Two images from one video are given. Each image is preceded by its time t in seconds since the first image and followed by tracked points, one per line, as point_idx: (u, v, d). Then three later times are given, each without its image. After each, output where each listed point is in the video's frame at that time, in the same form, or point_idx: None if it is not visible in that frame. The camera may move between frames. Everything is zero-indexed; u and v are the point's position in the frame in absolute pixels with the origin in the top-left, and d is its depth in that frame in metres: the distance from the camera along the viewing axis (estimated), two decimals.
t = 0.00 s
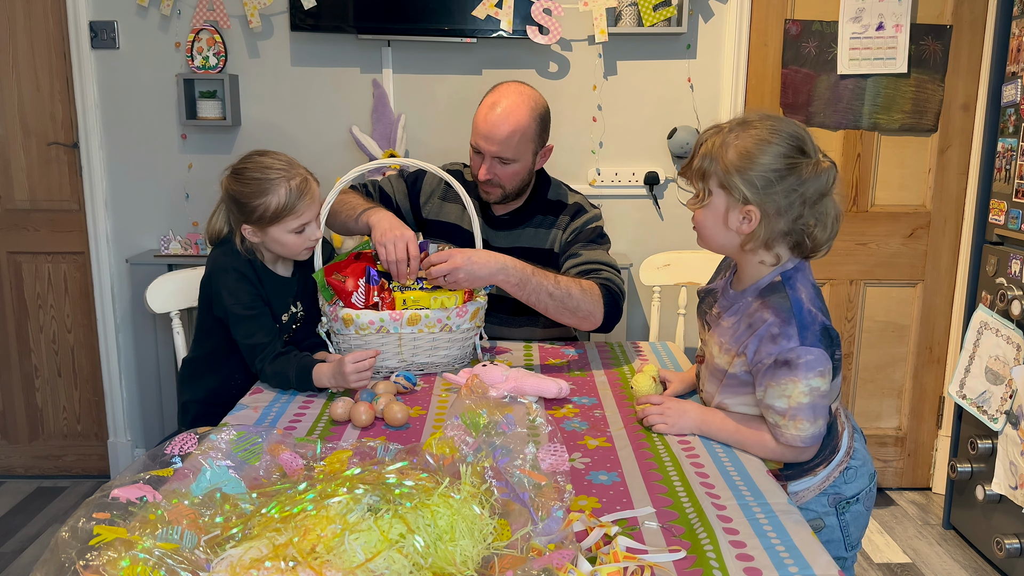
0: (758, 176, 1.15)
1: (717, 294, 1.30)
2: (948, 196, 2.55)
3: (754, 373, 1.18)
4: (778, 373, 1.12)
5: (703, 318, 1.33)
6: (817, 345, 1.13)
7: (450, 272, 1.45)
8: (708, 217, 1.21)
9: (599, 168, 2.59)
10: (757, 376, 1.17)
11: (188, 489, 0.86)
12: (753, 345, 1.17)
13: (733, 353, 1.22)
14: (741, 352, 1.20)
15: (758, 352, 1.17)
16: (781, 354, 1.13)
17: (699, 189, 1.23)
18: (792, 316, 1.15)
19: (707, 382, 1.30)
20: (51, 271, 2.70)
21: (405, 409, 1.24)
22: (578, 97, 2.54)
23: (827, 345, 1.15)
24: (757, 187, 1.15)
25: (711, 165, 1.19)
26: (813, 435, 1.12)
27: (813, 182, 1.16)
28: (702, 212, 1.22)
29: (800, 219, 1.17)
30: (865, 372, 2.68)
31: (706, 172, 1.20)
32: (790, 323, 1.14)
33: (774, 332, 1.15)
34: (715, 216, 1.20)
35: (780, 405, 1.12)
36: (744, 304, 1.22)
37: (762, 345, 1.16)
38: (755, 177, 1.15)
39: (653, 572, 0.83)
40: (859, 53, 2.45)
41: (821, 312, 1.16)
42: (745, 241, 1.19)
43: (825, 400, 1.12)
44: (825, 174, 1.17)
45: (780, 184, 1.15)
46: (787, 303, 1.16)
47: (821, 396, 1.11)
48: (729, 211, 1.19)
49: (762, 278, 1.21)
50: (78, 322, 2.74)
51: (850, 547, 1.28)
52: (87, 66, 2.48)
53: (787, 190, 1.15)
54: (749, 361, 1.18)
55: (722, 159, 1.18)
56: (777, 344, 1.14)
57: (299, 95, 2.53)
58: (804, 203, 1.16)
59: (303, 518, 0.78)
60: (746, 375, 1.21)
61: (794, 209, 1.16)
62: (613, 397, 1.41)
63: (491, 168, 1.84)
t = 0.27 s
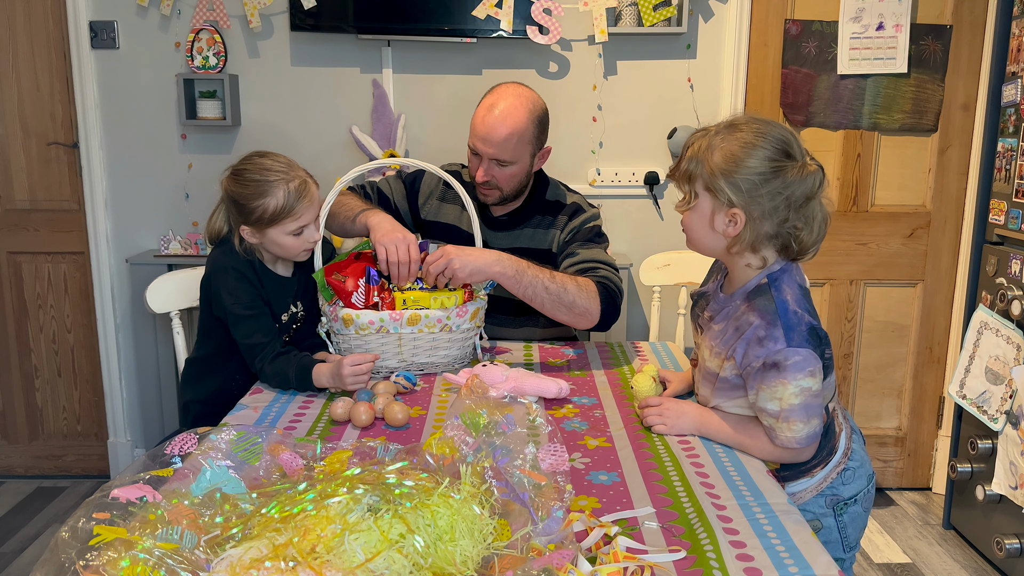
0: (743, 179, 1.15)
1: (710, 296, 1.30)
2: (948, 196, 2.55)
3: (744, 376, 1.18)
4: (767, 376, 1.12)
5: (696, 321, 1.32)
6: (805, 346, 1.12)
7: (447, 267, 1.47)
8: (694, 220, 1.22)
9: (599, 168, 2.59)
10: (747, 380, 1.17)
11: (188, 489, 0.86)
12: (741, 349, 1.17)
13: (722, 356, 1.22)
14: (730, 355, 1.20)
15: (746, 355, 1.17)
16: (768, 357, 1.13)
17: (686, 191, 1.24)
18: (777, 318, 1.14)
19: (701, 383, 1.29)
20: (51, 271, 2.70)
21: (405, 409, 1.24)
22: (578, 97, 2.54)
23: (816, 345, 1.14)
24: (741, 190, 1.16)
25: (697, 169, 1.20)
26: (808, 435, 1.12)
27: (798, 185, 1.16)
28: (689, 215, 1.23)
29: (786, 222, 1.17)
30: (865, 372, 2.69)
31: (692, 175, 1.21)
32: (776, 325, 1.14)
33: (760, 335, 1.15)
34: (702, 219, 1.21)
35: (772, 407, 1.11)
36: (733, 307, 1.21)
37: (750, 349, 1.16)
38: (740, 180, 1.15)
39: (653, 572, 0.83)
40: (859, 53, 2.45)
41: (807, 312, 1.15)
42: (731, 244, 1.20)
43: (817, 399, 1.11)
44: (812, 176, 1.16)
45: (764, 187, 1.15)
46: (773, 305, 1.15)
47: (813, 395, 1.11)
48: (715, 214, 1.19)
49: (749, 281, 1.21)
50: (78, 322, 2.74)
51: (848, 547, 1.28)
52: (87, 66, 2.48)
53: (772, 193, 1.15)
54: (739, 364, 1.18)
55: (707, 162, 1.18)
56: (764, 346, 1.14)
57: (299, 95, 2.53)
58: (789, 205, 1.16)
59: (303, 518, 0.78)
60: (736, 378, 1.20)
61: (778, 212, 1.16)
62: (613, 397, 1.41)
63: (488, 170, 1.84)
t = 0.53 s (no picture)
0: (739, 175, 1.15)
1: (713, 295, 1.31)
2: (948, 196, 2.55)
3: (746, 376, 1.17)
4: (771, 375, 1.12)
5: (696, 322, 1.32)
6: (810, 346, 1.12)
7: (446, 263, 1.48)
8: (693, 215, 1.23)
9: (599, 168, 2.59)
10: (749, 380, 1.16)
11: (188, 489, 0.86)
12: (744, 349, 1.16)
13: (725, 355, 1.21)
14: (733, 355, 1.19)
15: (749, 355, 1.16)
16: (772, 357, 1.13)
17: (687, 187, 1.24)
18: (782, 318, 1.14)
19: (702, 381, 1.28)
20: (51, 271, 2.70)
21: (405, 409, 1.24)
22: (578, 97, 2.54)
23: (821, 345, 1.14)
24: (735, 186, 1.16)
25: (696, 164, 1.20)
26: (810, 435, 1.11)
27: (795, 183, 1.15)
28: (688, 210, 1.24)
29: (782, 220, 1.16)
30: (865, 372, 2.69)
31: (692, 170, 1.21)
32: (780, 325, 1.13)
33: (764, 335, 1.14)
34: (700, 214, 1.22)
35: (774, 406, 1.11)
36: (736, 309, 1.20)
37: (753, 348, 1.15)
38: (736, 176, 1.15)
39: (653, 572, 0.83)
40: (859, 53, 2.45)
41: (812, 312, 1.15)
42: (727, 239, 1.20)
43: (821, 398, 1.11)
44: (809, 175, 1.15)
45: (758, 184, 1.15)
46: (777, 304, 1.15)
47: (816, 395, 1.11)
48: (711, 209, 1.20)
49: (749, 279, 1.22)
50: (78, 322, 2.74)
51: (851, 549, 1.27)
52: (87, 66, 2.48)
53: (766, 190, 1.14)
54: (740, 364, 1.18)
55: (705, 157, 1.19)
56: (768, 346, 1.13)
57: (299, 95, 2.53)
58: (785, 204, 1.15)
59: (303, 518, 0.78)
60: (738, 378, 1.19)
61: (773, 210, 1.15)
62: (613, 397, 1.41)
63: (487, 170, 1.84)
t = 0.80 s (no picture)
0: (768, 165, 1.15)
1: (734, 292, 1.30)
2: (948, 196, 2.55)
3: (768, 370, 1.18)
4: (790, 371, 1.12)
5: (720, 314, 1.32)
6: (834, 348, 1.12)
7: (448, 262, 1.48)
8: (718, 209, 1.22)
9: (599, 168, 2.59)
10: (769, 374, 1.17)
11: (188, 489, 0.86)
12: (770, 342, 1.17)
13: (750, 348, 1.21)
14: (758, 350, 1.20)
15: (774, 348, 1.17)
16: (795, 353, 1.13)
17: (711, 182, 1.23)
18: (811, 316, 1.14)
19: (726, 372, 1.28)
20: (51, 271, 2.70)
21: (405, 409, 1.24)
22: (578, 97, 2.54)
23: (846, 348, 1.14)
24: (765, 175, 1.15)
25: (721, 158, 1.20)
26: (818, 437, 1.11)
27: (822, 172, 1.15)
28: (714, 205, 1.22)
29: (810, 210, 1.16)
30: (865, 372, 2.68)
31: (716, 164, 1.21)
32: (809, 323, 1.14)
33: (792, 331, 1.15)
34: (726, 208, 1.20)
35: (786, 403, 1.12)
36: (764, 304, 1.20)
37: (778, 342, 1.16)
38: (765, 166, 1.15)
39: (653, 572, 0.83)
40: (859, 53, 2.45)
41: (843, 313, 1.15)
42: (756, 232, 1.19)
43: (834, 405, 1.12)
44: (835, 165, 1.16)
45: (787, 173, 1.14)
46: (808, 302, 1.15)
47: (831, 400, 1.11)
48: (739, 201, 1.18)
49: (780, 273, 1.21)
50: (78, 322, 2.74)
51: (872, 545, 1.28)
52: (87, 66, 2.48)
53: (796, 179, 1.14)
54: (765, 357, 1.18)
55: (731, 150, 1.18)
56: (794, 343, 1.14)
57: (299, 95, 2.53)
58: (814, 193, 1.15)
59: (303, 518, 0.78)
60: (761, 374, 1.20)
61: (803, 199, 1.15)
62: (613, 397, 1.41)
63: (486, 171, 1.84)
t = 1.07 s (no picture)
0: (809, 158, 1.13)
1: (762, 291, 1.29)
2: (948, 196, 2.55)
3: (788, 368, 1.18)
4: (807, 371, 1.12)
5: (745, 310, 1.32)
6: (855, 353, 1.12)
7: (450, 267, 1.48)
8: (754, 201, 1.20)
9: (599, 168, 2.59)
10: (788, 373, 1.17)
11: (188, 489, 0.86)
12: (793, 340, 1.17)
13: (773, 346, 1.21)
14: (780, 348, 1.20)
15: (797, 347, 1.16)
16: (815, 353, 1.13)
17: (750, 174, 1.22)
18: (837, 318, 1.13)
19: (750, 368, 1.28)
20: (51, 271, 2.70)
21: (405, 409, 1.24)
22: (578, 97, 2.54)
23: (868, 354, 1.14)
24: (805, 169, 1.14)
25: (763, 149, 1.19)
26: (829, 441, 1.11)
27: (862, 172, 1.13)
28: (750, 195, 1.21)
29: (846, 208, 1.14)
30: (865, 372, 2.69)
31: (757, 156, 1.20)
32: (834, 325, 1.13)
33: (815, 331, 1.14)
34: (762, 199, 1.19)
35: (800, 402, 1.11)
36: (790, 303, 1.20)
37: (801, 341, 1.16)
38: (805, 159, 1.13)
39: (653, 572, 0.83)
40: (859, 53, 2.45)
41: (868, 319, 1.15)
42: (789, 226, 1.17)
43: (849, 411, 1.11)
44: (878, 167, 1.14)
45: (828, 168, 1.13)
46: (835, 304, 1.15)
47: (847, 405, 1.11)
48: (776, 192, 1.17)
49: (810, 274, 1.20)
50: (78, 322, 2.74)
51: (889, 544, 1.29)
52: (87, 66, 2.48)
53: (835, 176, 1.13)
54: (786, 355, 1.18)
55: (774, 142, 1.17)
56: (816, 343, 1.13)
57: (299, 95, 2.53)
58: (852, 191, 1.13)
59: (303, 518, 0.78)
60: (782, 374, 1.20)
61: (841, 196, 1.13)
62: (613, 397, 1.41)
63: (486, 170, 1.84)
